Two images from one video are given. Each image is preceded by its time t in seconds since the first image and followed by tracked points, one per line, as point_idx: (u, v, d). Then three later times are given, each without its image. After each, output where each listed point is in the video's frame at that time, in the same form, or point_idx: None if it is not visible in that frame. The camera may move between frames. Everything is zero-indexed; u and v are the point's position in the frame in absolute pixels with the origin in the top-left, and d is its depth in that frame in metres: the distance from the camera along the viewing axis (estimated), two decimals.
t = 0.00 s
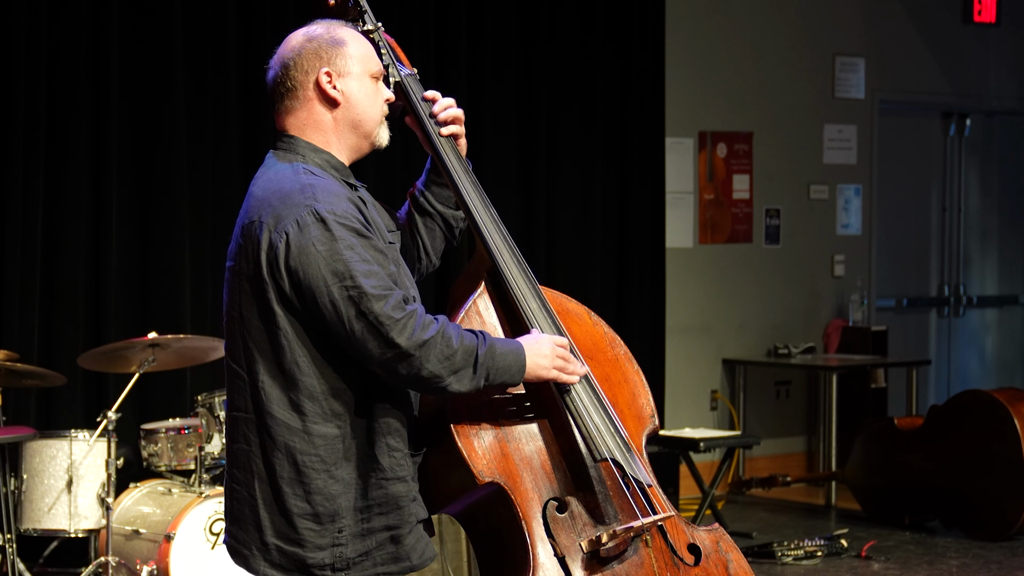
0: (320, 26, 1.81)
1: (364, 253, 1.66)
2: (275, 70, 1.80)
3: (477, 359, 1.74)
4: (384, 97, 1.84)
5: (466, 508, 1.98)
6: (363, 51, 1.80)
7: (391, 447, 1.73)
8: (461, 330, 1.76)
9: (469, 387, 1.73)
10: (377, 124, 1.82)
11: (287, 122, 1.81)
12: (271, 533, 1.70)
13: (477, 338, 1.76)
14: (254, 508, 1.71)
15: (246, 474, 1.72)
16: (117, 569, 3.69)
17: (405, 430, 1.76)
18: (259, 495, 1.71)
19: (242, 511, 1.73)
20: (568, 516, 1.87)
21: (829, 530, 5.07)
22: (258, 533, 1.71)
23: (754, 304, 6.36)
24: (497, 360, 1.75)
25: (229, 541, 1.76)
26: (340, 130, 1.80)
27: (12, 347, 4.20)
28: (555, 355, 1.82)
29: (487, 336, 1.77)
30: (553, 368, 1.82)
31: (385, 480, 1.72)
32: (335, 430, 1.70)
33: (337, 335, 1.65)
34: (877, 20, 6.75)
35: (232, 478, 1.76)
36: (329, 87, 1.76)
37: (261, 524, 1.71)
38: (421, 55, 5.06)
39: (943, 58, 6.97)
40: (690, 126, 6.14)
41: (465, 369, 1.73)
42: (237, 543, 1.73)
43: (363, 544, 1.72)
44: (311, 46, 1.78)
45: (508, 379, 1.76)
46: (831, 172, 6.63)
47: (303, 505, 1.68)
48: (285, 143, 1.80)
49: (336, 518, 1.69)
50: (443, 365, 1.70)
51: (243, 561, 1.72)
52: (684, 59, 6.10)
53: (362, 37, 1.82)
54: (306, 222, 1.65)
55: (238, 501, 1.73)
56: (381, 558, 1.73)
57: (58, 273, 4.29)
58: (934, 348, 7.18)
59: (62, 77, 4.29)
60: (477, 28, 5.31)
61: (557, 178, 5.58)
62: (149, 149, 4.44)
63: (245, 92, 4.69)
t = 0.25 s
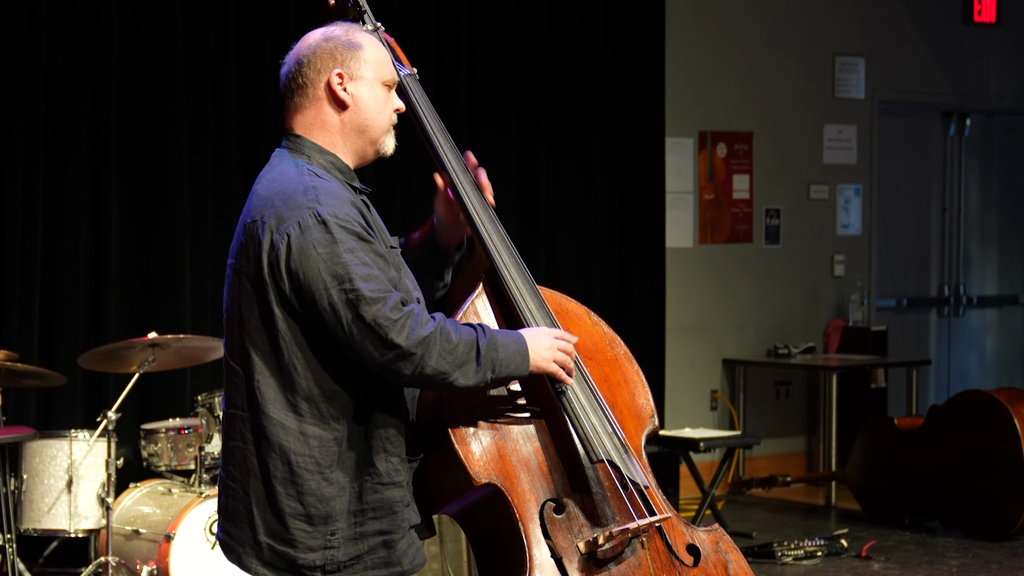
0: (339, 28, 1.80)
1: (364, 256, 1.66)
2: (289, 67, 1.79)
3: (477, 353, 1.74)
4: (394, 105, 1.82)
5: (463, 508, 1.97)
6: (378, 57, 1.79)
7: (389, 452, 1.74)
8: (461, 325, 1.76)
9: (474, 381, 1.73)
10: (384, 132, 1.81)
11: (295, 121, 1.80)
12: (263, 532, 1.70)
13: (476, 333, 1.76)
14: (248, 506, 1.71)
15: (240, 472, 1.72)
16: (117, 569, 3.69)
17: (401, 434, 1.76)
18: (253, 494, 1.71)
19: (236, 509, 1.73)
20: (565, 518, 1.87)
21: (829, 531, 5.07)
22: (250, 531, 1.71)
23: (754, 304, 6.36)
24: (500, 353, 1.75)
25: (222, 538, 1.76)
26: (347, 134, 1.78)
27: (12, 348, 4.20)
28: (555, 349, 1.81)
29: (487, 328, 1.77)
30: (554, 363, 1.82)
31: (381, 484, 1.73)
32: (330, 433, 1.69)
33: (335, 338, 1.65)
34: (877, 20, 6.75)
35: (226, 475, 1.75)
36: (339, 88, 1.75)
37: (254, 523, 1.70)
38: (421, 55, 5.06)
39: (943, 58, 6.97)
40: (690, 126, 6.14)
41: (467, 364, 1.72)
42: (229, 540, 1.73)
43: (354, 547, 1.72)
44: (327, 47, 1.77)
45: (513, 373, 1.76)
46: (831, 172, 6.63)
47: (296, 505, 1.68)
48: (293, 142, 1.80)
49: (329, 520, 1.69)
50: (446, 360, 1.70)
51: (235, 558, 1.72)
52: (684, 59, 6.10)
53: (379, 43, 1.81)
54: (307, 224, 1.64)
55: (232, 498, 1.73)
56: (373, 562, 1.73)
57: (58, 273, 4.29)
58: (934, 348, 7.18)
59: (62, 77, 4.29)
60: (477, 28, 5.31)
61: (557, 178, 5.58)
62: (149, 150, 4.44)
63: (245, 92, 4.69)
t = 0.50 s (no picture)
0: (353, 29, 1.79)
1: (371, 258, 1.65)
2: (300, 65, 1.78)
3: (492, 353, 1.73)
4: (401, 112, 1.81)
5: (463, 510, 1.98)
6: (391, 63, 1.78)
7: (393, 454, 1.75)
8: (473, 324, 1.75)
9: (489, 381, 1.73)
10: (389, 138, 1.80)
11: (302, 120, 1.79)
12: (261, 533, 1.69)
13: (490, 331, 1.75)
14: (246, 506, 1.71)
15: (239, 473, 1.72)
16: (118, 569, 3.69)
17: (403, 435, 1.76)
18: (251, 494, 1.70)
19: (234, 509, 1.72)
20: (563, 518, 1.87)
21: (829, 531, 5.07)
22: (248, 531, 1.71)
23: (754, 304, 6.36)
24: (513, 352, 1.74)
25: (219, 537, 1.75)
26: (353, 138, 1.77)
27: (12, 348, 4.19)
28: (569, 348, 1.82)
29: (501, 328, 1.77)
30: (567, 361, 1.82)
31: (383, 484, 1.74)
32: (333, 433, 1.69)
33: (343, 339, 1.65)
34: (877, 20, 6.75)
35: (225, 475, 1.75)
36: (349, 92, 1.74)
37: (252, 523, 1.70)
38: (421, 55, 5.06)
39: (942, 58, 6.98)
40: (690, 126, 6.14)
41: (479, 364, 1.72)
42: (226, 539, 1.73)
43: (354, 548, 1.72)
44: (340, 48, 1.75)
45: (528, 372, 1.76)
46: (831, 172, 6.63)
47: (296, 506, 1.68)
48: (297, 141, 1.79)
49: (329, 521, 1.69)
50: (458, 360, 1.70)
51: (233, 557, 1.72)
52: (684, 59, 6.10)
53: (392, 49, 1.80)
54: (311, 227, 1.64)
55: (230, 498, 1.73)
56: (372, 563, 1.74)
57: (58, 273, 4.29)
58: (934, 348, 7.18)
59: (62, 77, 4.28)
60: (477, 28, 5.31)
61: (557, 178, 5.57)
62: (149, 150, 4.44)
63: (245, 92, 4.69)
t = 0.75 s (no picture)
0: (372, 37, 1.76)
1: (374, 263, 1.65)
2: (315, 66, 1.75)
3: (491, 353, 1.74)
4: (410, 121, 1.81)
5: (463, 510, 1.97)
6: (407, 75, 1.76)
7: (394, 459, 1.75)
8: (473, 326, 1.75)
9: (486, 382, 1.73)
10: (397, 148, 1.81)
11: (312, 122, 1.78)
12: (262, 533, 1.70)
13: (489, 332, 1.76)
14: (247, 508, 1.71)
15: (239, 473, 1.72)
16: (118, 569, 3.69)
17: (404, 440, 1.76)
18: (252, 495, 1.70)
19: (234, 509, 1.73)
20: (563, 517, 1.87)
21: (829, 531, 5.07)
22: (249, 531, 1.71)
23: (754, 304, 6.36)
24: (513, 355, 1.75)
25: (218, 536, 1.75)
26: (362, 147, 1.78)
27: (12, 348, 4.19)
28: (563, 348, 1.81)
29: (500, 329, 1.77)
30: (563, 362, 1.82)
31: (384, 490, 1.74)
32: (333, 437, 1.69)
33: (347, 344, 1.65)
34: (877, 20, 6.75)
35: (225, 475, 1.75)
36: (364, 106, 1.73)
37: (253, 524, 1.70)
38: (421, 55, 5.06)
39: (943, 58, 6.98)
40: (690, 126, 6.14)
41: (480, 363, 1.73)
42: (227, 538, 1.73)
43: (354, 553, 1.72)
44: (358, 59, 1.73)
45: (526, 372, 1.76)
46: (831, 172, 6.63)
47: (296, 508, 1.68)
48: (306, 140, 1.78)
49: (329, 525, 1.69)
50: (459, 361, 1.71)
51: (233, 557, 1.72)
52: (684, 59, 6.10)
53: (409, 61, 1.78)
54: (315, 231, 1.64)
55: (231, 498, 1.73)
56: (371, 567, 1.74)
57: (58, 273, 4.29)
58: (934, 348, 7.18)
59: (63, 77, 4.28)
60: (478, 28, 5.31)
61: (557, 178, 5.57)
62: (149, 150, 4.44)
63: (245, 92, 4.69)
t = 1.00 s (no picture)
0: (396, 52, 1.74)
1: (378, 264, 1.65)
2: (334, 70, 1.75)
3: (497, 351, 1.74)
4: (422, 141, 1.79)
5: (460, 511, 1.97)
6: (423, 96, 1.74)
7: (394, 462, 1.74)
8: (479, 324, 1.76)
9: (493, 380, 1.73)
10: (402, 166, 1.79)
11: (323, 124, 1.78)
12: (263, 531, 1.70)
13: (495, 331, 1.76)
14: (246, 505, 1.71)
15: (239, 471, 1.72)
16: (118, 569, 3.70)
17: (405, 443, 1.76)
18: (253, 492, 1.71)
19: (233, 507, 1.73)
20: (561, 518, 1.87)
21: (829, 531, 5.07)
22: (249, 528, 1.71)
23: (754, 304, 6.36)
24: (519, 352, 1.75)
25: (216, 533, 1.75)
26: (366, 159, 1.77)
27: (12, 348, 4.19)
28: (571, 341, 1.82)
29: (505, 327, 1.77)
30: (571, 354, 1.82)
31: (384, 492, 1.74)
32: (334, 438, 1.69)
33: (350, 345, 1.64)
34: (877, 20, 6.75)
35: (223, 472, 1.75)
36: (369, 119, 1.73)
37: (253, 522, 1.71)
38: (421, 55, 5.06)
39: (942, 58, 6.98)
40: (690, 126, 6.14)
41: (486, 361, 1.73)
42: (226, 535, 1.73)
43: (353, 554, 1.72)
44: (375, 72, 1.72)
45: (531, 369, 1.76)
46: (831, 172, 6.63)
47: (296, 507, 1.68)
48: (314, 141, 1.78)
49: (328, 526, 1.69)
50: (466, 359, 1.71)
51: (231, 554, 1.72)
52: (684, 59, 6.10)
53: (431, 83, 1.76)
54: (320, 232, 1.64)
55: (230, 494, 1.73)
56: (370, 569, 1.74)
57: (58, 274, 4.29)
58: (934, 348, 7.18)
59: (63, 77, 4.28)
60: (478, 28, 5.31)
61: (557, 178, 5.58)
62: (149, 150, 4.44)
63: (244, 92, 4.69)
